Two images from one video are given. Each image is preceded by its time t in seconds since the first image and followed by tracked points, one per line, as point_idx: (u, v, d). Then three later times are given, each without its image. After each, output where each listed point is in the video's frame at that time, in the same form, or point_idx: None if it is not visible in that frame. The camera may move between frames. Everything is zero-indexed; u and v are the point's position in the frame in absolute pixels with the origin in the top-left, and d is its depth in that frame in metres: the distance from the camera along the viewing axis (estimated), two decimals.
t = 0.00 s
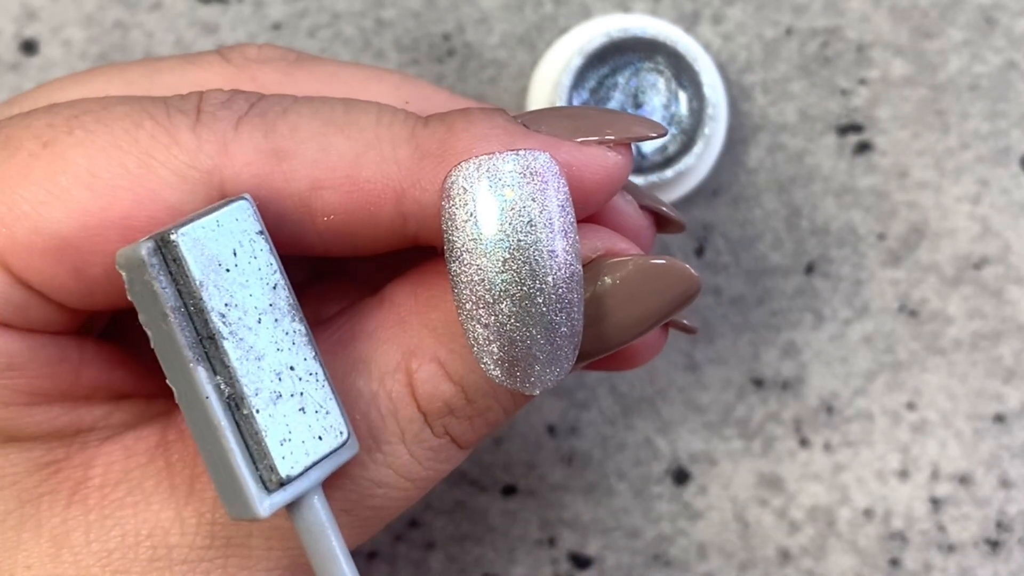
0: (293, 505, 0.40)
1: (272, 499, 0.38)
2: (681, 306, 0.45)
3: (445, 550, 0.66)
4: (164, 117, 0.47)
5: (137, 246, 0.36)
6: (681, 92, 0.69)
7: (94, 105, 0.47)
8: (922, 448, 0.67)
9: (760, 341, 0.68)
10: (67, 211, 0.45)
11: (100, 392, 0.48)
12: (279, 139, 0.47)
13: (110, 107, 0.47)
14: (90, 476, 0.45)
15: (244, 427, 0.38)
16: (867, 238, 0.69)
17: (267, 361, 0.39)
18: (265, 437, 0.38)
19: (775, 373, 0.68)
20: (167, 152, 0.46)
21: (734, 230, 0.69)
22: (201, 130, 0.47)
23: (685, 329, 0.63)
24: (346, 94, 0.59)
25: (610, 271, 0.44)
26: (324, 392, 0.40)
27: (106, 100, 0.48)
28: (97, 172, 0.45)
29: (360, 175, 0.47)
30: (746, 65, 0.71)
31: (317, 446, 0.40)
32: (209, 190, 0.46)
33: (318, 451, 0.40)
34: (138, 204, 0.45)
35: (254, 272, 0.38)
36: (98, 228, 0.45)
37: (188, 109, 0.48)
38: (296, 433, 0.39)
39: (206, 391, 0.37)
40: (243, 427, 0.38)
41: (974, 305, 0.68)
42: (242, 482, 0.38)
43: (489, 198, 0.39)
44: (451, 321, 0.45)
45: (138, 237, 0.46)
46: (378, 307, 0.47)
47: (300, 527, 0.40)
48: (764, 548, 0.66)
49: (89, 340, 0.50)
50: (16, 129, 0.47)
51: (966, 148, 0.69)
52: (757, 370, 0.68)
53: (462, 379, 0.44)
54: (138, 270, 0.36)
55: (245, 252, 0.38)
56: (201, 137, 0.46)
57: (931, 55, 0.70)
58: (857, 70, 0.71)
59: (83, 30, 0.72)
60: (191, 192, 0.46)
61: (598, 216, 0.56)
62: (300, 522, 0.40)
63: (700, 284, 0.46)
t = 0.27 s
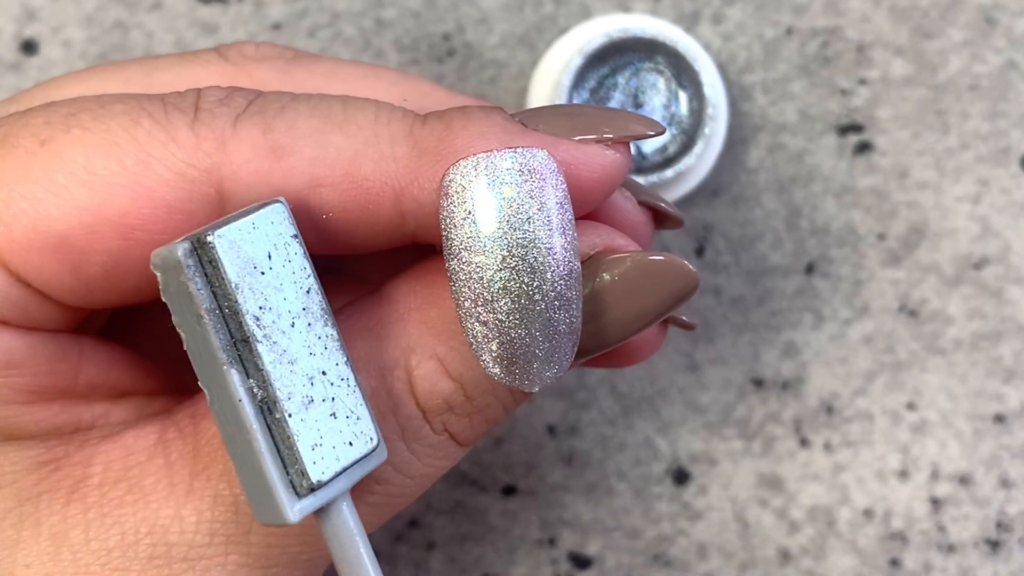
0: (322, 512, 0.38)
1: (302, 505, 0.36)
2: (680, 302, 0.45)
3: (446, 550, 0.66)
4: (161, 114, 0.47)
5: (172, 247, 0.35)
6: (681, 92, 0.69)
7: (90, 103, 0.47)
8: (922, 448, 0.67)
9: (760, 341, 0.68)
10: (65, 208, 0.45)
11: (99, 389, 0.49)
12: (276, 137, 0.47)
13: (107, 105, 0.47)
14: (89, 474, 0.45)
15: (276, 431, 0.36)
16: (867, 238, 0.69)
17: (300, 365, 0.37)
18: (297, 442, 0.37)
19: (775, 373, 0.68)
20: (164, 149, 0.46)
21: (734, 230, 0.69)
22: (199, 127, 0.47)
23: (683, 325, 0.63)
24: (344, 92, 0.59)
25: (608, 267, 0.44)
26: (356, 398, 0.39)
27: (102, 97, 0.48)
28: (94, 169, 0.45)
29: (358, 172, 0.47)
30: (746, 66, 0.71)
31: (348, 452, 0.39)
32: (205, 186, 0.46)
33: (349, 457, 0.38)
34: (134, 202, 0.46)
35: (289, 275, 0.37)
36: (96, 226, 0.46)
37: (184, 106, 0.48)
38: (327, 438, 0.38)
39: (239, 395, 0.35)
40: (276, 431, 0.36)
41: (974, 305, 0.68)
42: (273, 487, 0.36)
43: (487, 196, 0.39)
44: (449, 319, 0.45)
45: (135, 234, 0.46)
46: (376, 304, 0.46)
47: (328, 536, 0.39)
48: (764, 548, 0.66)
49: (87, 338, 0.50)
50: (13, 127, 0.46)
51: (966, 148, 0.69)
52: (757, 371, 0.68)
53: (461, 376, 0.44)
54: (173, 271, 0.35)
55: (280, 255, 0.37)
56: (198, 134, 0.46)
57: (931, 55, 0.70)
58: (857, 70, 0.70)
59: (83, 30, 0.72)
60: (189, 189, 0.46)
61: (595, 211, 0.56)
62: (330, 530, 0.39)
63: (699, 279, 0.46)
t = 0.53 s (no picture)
0: (349, 506, 0.37)
1: (329, 497, 0.35)
2: (681, 302, 0.45)
3: (446, 550, 0.66)
4: (161, 113, 0.47)
5: (204, 235, 0.34)
6: (681, 93, 0.69)
7: (90, 102, 0.47)
8: (922, 449, 0.67)
9: (760, 341, 0.68)
10: (65, 207, 0.45)
11: (100, 389, 0.48)
12: (277, 136, 0.47)
13: (107, 104, 0.47)
14: (91, 473, 0.45)
15: (304, 423, 0.35)
16: (867, 238, 0.69)
17: (329, 357, 0.36)
18: (325, 434, 0.36)
19: (775, 373, 0.68)
20: (165, 149, 0.46)
21: (734, 230, 0.69)
22: (199, 126, 0.47)
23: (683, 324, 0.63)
24: (344, 92, 0.59)
25: (609, 267, 0.44)
26: (386, 390, 0.37)
27: (103, 96, 0.48)
28: (95, 168, 0.45)
29: (358, 172, 0.47)
30: (746, 66, 0.71)
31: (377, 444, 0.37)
32: (205, 185, 0.47)
33: (377, 450, 0.37)
34: (134, 201, 0.46)
35: (319, 266, 0.37)
36: (97, 226, 0.46)
37: (185, 106, 0.48)
38: (355, 431, 0.37)
39: (267, 385, 0.35)
40: (303, 423, 0.35)
41: (973, 305, 0.68)
42: (300, 479, 0.35)
43: (488, 196, 0.39)
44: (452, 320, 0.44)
45: (135, 233, 0.46)
46: (376, 304, 0.47)
47: (354, 530, 0.38)
48: (764, 548, 0.66)
49: (88, 338, 0.50)
50: (13, 126, 0.46)
51: (966, 149, 0.69)
52: (757, 371, 0.68)
53: (463, 376, 0.45)
54: (205, 259, 0.34)
55: (310, 247, 0.36)
56: (199, 133, 0.47)
57: (931, 55, 0.70)
58: (857, 70, 0.70)
59: (83, 30, 0.72)
60: (189, 188, 0.46)
61: (598, 211, 0.56)
62: (355, 523, 0.38)
63: (700, 280, 0.46)
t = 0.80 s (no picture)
0: (361, 505, 0.37)
1: (341, 497, 0.35)
2: (680, 303, 0.45)
3: (445, 550, 0.66)
4: (160, 113, 0.47)
5: (217, 233, 0.34)
6: (681, 93, 0.69)
7: (90, 101, 0.47)
8: (922, 449, 0.67)
9: (760, 341, 0.68)
10: (65, 208, 0.45)
11: (99, 389, 0.49)
12: (276, 137, 0.47)
13: (106, 104, 0.47)
14: (90, 474, 0.45)
15: (316, 422, 0.35)
16: (867, 238, 0.69)
17: (343, 356, 0.36)
18: (337, 433, 0.35)
19: (775, 373, 0.68)
20: (164, 149, 0.46)
21: (734, 230, 0.69)
22: (199, 127, 0.47)
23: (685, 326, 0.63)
24: (343, 92, 0.59)
25: (608, 268, 0.44)
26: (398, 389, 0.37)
27: (102, 96, 0.48)
28: (94, 168, 0.45)
29: (359, 173, 0.47)
30: (746, 66, 0.71)
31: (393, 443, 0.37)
32: (204, 186, 0.47)
33: (389, 450, 0.37)
34: (133, 201, 0.46)
35: (333, 265, 0.36)
36: (95, 226, 0.46)
37: (184, 106, 0.48)
38: (368, 430, 0.36)
39: (280, 383, 0.35)
40: (316, 422, 0.35)
41: (973, 305, 0.68)
42: (312, 477, 0.35)
43: (487, 197, 0.39)
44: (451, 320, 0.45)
45: (134, 233, 0.47)
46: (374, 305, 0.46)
47: (367, 530, 0.37)
48: (764, 548, 0.66)
49: (87, 338, 0.50)
50: (12, 126, 0.46)
51: (966, 149, 0.70)
52: (757, 371, 0.68)
53: (462, 377, 0.45)
54: (218, 258, 0.34)
55: (325, 245, 0.36)
56: (198, 134, 0.46)
57: (931, 55, 0.70)
58: (857, 70, 0.70)
59: (83, 30, 0.72)
60: (188, 188, 0.46)
61: (598, 213, 0.56)
62: (366, 522, 0.37)
63: (699, 280, 0.46)
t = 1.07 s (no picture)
0: (359, 521, 0.36)
1: (339, 514, 0.35)
2: (681, 304, 0.45)
3: (446, 550, 0.66)
4: (162, 113, 0.47)
5: (212, 245, 0.33)
6: (681, 93, 0.69)
7: (92, 101, 0.47)
8: (922, 449, 0.67)
9: (760, 341, 0.68)
10: (67, 207, 0.45)
11: (102, 389, 0.49)
12: (279, 136, 0.47)
13: (109, 104, 0.47)
14: (93, 474, 0.45)
15: (314, 438, 0.34)
16: (867, 238, 0.69)
17: (340, 370, 0.35)
18: (336, 448, 0.35)
19: (775, 373, 0.68)
20: (166, 148, 0.46)
21: (734, 230, 0.69)
22: (201, 126, 0.47)
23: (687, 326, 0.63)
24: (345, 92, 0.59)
25: (610, 269, 0.44)
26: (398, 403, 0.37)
27: (104, 96, 0.48)
28: (96, 167, 0.45)
29: (361, 173, 0.47)
30: (746, 66, 0.71)
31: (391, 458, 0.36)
32: (207, 185, 0.47)
33: (387, 465, 0.36)
34: (136, 200, 0.46)
35: (330, 277, 0.35)
36: (98, 225, 0.46)
37: (186, 105, 0.48)
38: (366, 445, 0.36)
39: (275, 400, 0.34)
40: (313, 438, 0.35)
41: (973, 305, 0.68)
42: (310, 496, 0.34)
43: (489, 198, 0.39)
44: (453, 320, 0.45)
45: (137, 232, 0.47)
46: (376, 304, 0.47)
47: (365, 547, 0.37)
48: (764, 548, 0.66)
49: (90, 337, 0.50)
50: (15, 126, 0.46)
51: (966, 149, 0.70)
52: (757, 371, 0.68)
53: (464, 377, 0.45)
54: (213, 270, 0.33)
55: (322, 257, 0.35)
56: (201, 133, 0.46)
57: (931, 55, 0.70)
58: (857, 70, 0.70)
59: (83, 30, 0.72)
60: (191, 187, 0.47)
61: (601, 213, 0.56)
62: (365, 540, 0.37)
63: (701, 281, 0.46)
